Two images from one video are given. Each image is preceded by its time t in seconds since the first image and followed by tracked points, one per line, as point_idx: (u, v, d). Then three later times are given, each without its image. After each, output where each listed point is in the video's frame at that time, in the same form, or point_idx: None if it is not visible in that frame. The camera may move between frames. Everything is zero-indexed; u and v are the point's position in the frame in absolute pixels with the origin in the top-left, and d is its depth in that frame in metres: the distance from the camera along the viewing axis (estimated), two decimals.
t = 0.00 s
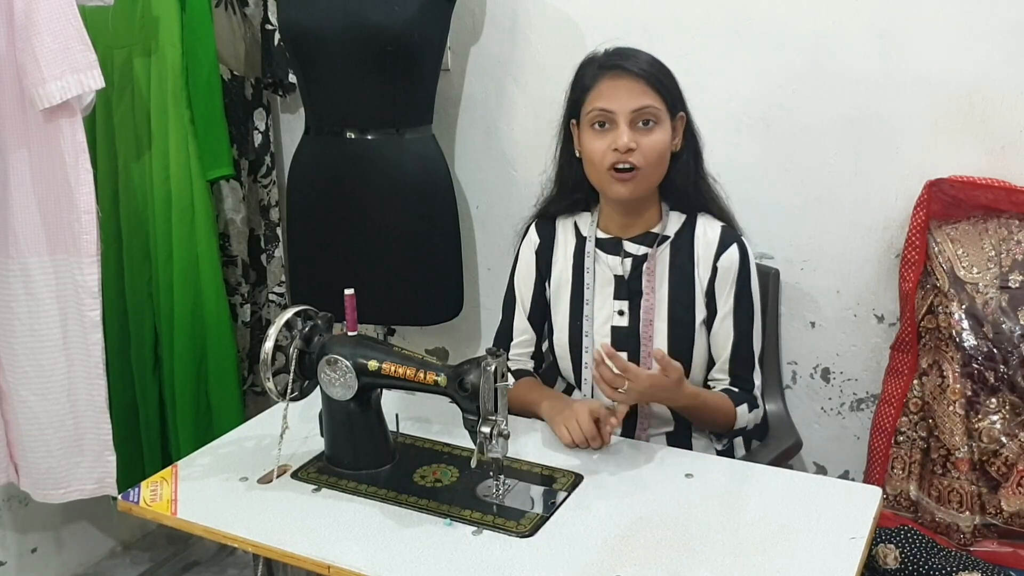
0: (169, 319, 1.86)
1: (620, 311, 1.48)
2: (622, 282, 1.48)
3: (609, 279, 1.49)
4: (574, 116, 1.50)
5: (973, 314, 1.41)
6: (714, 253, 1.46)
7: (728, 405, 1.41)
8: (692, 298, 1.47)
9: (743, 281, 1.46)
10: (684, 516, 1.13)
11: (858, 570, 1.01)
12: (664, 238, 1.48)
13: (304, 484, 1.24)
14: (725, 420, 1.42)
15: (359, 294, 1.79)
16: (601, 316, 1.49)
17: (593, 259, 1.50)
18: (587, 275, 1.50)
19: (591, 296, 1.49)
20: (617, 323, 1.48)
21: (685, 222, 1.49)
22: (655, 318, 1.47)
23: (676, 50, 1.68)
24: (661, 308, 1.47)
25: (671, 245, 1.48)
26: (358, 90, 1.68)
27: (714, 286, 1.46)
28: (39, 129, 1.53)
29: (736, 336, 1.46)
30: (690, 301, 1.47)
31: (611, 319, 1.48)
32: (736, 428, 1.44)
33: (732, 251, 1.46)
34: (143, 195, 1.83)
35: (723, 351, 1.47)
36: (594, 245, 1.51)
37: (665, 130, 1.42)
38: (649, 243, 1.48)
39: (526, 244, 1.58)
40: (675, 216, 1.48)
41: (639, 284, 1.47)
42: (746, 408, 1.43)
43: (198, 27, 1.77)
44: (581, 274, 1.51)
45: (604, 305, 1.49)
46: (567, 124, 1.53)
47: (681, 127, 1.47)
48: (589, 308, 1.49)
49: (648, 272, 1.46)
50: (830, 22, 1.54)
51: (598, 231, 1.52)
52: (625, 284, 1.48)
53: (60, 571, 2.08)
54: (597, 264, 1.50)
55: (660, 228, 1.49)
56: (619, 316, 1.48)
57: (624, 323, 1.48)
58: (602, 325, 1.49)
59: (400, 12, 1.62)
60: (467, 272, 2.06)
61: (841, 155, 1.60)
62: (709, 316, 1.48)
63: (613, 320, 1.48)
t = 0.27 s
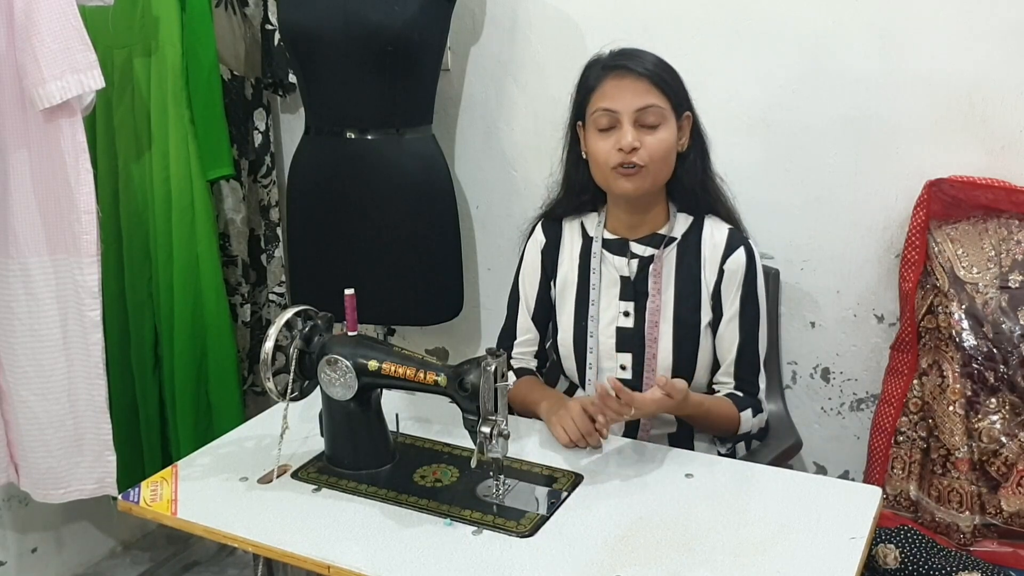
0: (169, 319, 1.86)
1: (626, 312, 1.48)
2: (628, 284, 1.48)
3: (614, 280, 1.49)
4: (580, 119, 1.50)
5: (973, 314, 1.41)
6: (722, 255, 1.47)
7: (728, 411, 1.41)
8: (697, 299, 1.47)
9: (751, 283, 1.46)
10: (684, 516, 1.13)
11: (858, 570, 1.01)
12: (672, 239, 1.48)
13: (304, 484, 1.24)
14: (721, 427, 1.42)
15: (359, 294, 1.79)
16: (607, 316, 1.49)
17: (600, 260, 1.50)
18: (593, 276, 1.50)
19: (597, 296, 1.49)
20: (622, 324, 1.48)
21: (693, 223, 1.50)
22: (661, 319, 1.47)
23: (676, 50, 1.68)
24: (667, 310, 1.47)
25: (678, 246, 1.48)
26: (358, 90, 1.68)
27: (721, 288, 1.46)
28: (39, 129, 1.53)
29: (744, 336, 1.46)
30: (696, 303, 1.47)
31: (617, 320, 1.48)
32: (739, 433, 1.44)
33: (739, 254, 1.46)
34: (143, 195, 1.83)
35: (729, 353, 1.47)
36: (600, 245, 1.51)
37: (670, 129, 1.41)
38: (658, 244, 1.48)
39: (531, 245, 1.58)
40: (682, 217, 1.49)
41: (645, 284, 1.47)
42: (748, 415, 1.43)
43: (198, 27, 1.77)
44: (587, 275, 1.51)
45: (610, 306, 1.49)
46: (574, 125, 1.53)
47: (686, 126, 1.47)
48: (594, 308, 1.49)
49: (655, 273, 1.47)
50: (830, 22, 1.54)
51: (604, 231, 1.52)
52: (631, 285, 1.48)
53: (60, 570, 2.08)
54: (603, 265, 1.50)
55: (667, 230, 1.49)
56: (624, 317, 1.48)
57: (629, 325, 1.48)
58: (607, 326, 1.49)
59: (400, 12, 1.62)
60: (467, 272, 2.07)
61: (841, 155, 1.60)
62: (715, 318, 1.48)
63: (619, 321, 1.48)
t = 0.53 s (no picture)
0: (169, 319, 1.86)
1: (630, 313, 1.48)
2: (632, 284, 1.48)
3: (618, 280, 1.49)
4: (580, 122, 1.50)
5: (973, 314, 1.41)
6: (726, 256, 1.46)
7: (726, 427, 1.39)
8: (701, 301, 1.47)
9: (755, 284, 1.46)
10: (684, 516, 1.13)
11: (858, 570, 1.01)
12: (675, 240, 1.47)
13: (304, 484, 1.24)
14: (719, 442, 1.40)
15: (359, 294, 1.79)
16: (611, 317, 1.49)
17: (604, 260, 1.50)
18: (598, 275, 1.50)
19: (601, 298, 1.49)
20: (625, 325, 1.48)
21: (696, 225, 1.49)
22: (663, 322, 1.47)
23: (676, 50, 1.68)
24: (671, 312, 1.47)
25: (682, 247, 1.48)
26: (358, 90, 1.68)
27: (724, 288, 1.46)
28: (39, 129, 1.53)
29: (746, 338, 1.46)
30: (700, 305, 1.47)
31: (620, 320, 1.48)
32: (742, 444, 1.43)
33: (744, 256, 1.45)
34: (143, 195, 1.83)
35: (733, 356, 1.47)
36: (604, 246, 1.50)
37: (668, 127, 1.41)
38: (661, 244, 1.47)
39: (536, 246, 1.58)
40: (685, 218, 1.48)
41: (649, 285, 1.47)
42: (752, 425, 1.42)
43: (198, 27, 1.77)
44: (592, 276, 1.51)
45: (614, 306, 1.49)
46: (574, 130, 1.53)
47: (686, 124, 1.47)
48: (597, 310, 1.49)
49: (658, 274, 1.46)
50: (830, 22, 1.54)
51: (608, 232, 1.52)
52: (635, 285, 1.47)
53: (60, 570, 2.08)
54: (608, 265, 1.50)
55: (671, 230, 1.48)
56: (628, 318, 1.48)
57: (633, 325, 1.48)
58: (611, 326, 1.49)
59: (400, 12, 1.62)
60: (467, 272, 2.07)
61: (841, 156, 1.60)
62: (718, 321, 1.47)
63: (622, 322, 1.48)
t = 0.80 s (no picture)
0: (169, 319, 1.86)
1: (625, 312, 1.48)
2: (627, 283, 1.48)
3: (613, 280, 1.49)
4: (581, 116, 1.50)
5: (973, 314, 1.41)
6: (719, 252, 1.46)
7: (726, 428, 1.39)
8: (697, 299, 1.47)
9: (749, 280, 1.46)
10: (684, 516, 1.13)
11: (858, 570, 1.01)
12: (669, 237, 1.48)
13: (304, 484, 1.24)
14: (718, 443, 1.40)
15: (359, 294, 1.79)
16: (606, 316, 1.49)
17: (599, 261, 1.49)
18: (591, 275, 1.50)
19: (597, 297, 1.49)
20: (622, 324, 1.48)
21: (690, 222, 1.49)
22: (658, 318, 1.47)
23: (676, 50, 1.68)
24: (665, 309, 1.47)
25: (675, 244, 1.48)
26: (358, 90, 1.68)
27: (722, 288, 1.46)
28: (39, 129, 1.53)
29: (745, 335, 1.46)
30: (695, 303, 1.47)
31: (616, 320, 1.48)
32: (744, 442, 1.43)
33: (737, 251, 1.46)
34: (143, 194, 1.83)
35: (732, 352, 1.47)
36: (599, 246, 1.50)
37: (667, 131, 1.41)
38: (655, 243, 1.47)
39: (532, 244, 1.58)
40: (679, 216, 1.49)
41: (644, 284, 1.47)
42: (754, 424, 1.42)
43: (198, 27, 1.77)
44: (586, 275, 1.51)
45: (609, 306, 1.49)
46: (573, 122, 1.53)
47: (685, 128, 1.47)
48: (592, 309, 1.49)
49: (653, 272, 1.46)
50: (830, 22, 1.54)
51: (602, 232, 1.52)
52: (629, 284, 1.47)
53: (60, 570, 2.08)
54: (602, 265, 1.50)
55: (665, 228, 1.49)
56: (623, 316, 1.48)
57: (629, 324, 1.48)
58: (607, 326, 1.49)
59: (400, 12, 1.62)
60: (467, 272, 2.07)
61: (841, 156, 1.60)
62: (715, 316, 1.48)
63: (618, 321, 1.48)
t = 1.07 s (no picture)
0: (169, 319, 1.86)
1: (617, 305, 1.47)
2: (619, 277, 1.48)
3: (605, 274, 1.49)
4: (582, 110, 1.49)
5: (973, 314, 1.41)
6: (710, 245, 1.46)
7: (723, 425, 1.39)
8: (689, 292, 1.47)
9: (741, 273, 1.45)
10: (684, 516, 1.13)
11: (858, 570, 1.01)
12: (660, 231, 1.48)
13: (304, 484, 1.24)
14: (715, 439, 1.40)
15: (359, 294, 1.79)
16: (599, 309, 1.49)
17: (590, 254, 1.50)
18: (589, 274, 1.50)
19: (589, 291, 1.49)
20: (614, 318, 1.48)
21: (680, 217, 1.49)
22: (649, 311, 1.47)
23: (676, 50, 1.68)
24: (660, 306, 1.47)
25: (666, 238, 1.48)
26: (358, 90, 1.68)
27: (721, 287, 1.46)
28: (39, 129, 1.53)
29: (737, 329, 1.45)
30: (687, 295, 1.47)
31: (609, 313, 1.48)
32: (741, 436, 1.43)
33: (727, 243, 1.45)
34: (143, 195, 1.83)
35: (725, 343, 1.46)
36: (590, 240, 1.50)
37: (666, 134, 1.42)
38: (646, 237, 1.48)
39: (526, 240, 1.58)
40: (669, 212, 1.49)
41: (636, 277, 1.47)
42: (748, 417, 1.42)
43: (198, 27, 1.77)
44: (578, 271, 1.50)
45: (602, 300, 1.49)
46: (573, 111, 1.52)
47: (681, 132, 1.48)
48: (585, 304, 1.49)
49: (644, 265, 1.47)
50: (830, 21, 1.54)
51: (594, 226, 1.51)
52: (622, 278, 1.48)
53: (60, 570, 2.08)
54: (594, 259, 1.50)
55: (655, 223, 1.49)
56: (615, 310, 1.47)
57: (621, 317, 1.47)
58: (599, 319, 1.49)
59: (400, 12, 1.62)
60: (467, 272, 2.06)
61: (841, 155, 1.60)
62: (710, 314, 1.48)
63: (611, 315, 1.48)
